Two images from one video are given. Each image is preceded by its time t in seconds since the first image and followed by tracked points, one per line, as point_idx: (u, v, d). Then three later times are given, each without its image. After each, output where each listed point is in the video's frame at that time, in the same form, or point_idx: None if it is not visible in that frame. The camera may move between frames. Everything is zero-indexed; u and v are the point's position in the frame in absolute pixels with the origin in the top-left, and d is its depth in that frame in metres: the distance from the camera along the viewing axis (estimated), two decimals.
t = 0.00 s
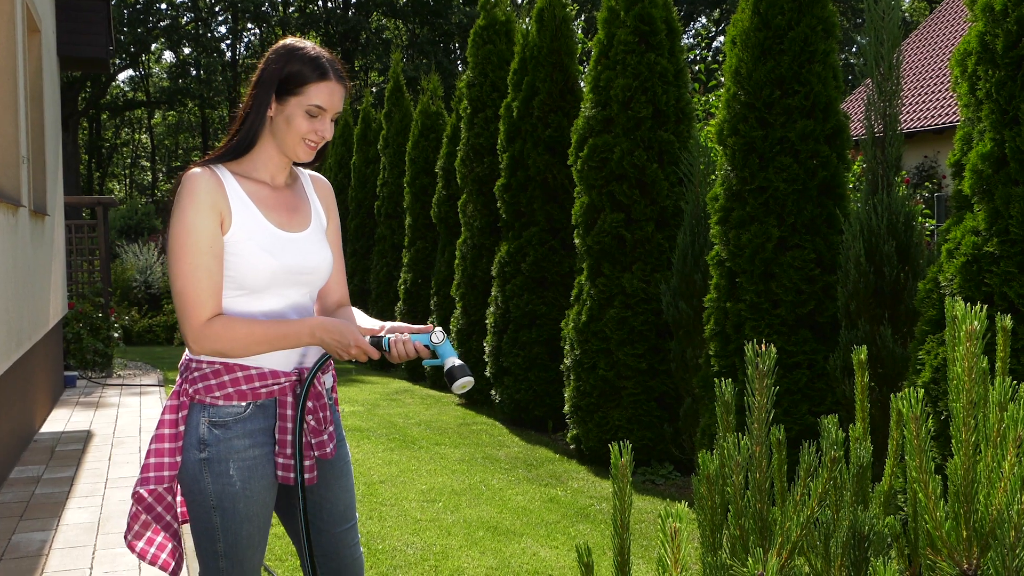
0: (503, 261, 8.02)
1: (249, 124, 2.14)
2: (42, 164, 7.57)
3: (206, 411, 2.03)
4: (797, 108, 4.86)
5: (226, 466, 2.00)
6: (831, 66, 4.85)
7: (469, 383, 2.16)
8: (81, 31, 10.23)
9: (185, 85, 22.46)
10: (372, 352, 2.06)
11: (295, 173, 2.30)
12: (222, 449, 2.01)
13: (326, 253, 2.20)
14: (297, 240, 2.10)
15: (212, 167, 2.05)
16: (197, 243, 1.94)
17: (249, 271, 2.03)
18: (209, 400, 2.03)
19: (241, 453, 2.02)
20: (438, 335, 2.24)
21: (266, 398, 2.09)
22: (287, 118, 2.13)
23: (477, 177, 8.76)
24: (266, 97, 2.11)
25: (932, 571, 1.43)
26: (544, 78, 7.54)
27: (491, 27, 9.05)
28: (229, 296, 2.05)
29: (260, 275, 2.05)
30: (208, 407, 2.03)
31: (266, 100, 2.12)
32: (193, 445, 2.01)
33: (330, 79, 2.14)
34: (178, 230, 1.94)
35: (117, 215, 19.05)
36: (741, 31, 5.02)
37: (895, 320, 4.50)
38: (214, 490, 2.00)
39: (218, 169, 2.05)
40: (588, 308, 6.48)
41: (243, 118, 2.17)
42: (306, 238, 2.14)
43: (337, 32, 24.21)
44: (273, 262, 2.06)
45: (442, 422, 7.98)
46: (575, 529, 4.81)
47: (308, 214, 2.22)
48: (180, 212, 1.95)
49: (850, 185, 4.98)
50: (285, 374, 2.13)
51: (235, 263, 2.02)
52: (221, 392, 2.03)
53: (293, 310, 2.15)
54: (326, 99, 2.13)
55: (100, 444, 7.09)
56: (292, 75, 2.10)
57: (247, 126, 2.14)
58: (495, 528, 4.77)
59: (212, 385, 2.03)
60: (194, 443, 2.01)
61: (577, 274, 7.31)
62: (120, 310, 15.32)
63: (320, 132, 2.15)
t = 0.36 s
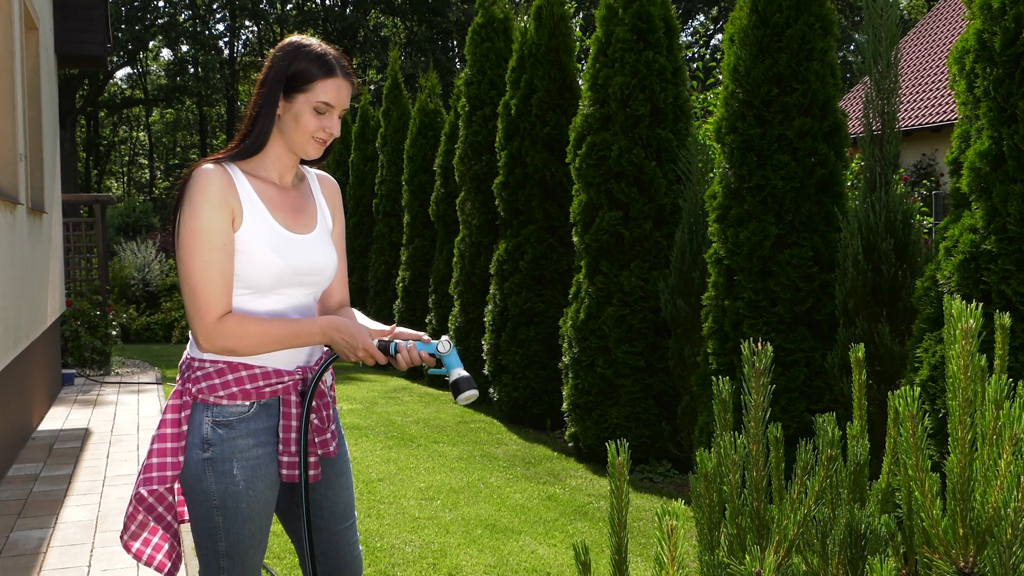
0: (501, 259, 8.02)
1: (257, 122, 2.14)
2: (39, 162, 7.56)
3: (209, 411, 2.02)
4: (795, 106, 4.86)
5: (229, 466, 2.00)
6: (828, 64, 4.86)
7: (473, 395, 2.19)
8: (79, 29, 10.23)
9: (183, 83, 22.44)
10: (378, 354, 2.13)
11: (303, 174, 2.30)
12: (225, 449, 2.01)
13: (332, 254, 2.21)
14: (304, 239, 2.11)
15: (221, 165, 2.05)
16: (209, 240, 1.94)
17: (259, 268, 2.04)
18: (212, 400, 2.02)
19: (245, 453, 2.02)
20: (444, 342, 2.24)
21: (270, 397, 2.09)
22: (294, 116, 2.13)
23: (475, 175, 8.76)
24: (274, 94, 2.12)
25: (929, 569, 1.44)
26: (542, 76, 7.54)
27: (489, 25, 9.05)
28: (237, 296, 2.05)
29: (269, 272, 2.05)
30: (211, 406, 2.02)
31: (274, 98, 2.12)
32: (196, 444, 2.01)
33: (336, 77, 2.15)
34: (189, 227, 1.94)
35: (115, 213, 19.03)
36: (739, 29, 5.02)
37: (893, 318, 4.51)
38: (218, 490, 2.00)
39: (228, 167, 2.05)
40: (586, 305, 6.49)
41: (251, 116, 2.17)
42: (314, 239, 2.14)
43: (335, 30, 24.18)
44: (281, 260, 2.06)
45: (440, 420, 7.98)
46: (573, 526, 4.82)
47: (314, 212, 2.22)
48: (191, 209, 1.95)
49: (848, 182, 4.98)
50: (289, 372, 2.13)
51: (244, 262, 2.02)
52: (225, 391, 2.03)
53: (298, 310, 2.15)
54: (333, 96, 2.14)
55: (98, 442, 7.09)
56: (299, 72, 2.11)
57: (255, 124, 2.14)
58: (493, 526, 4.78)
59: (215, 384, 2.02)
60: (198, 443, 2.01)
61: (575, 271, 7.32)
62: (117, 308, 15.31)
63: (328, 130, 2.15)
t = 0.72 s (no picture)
0: (500, 259, 8.03)
1: (268, 122, 2.14)
2: (38, 162, 7.55)
3: (208, 411, 2.02)
4: (794, 106, 4.86)
5: (228, 466, 2.00)
6: (827, 63, 4.86)
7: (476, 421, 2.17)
8: (79, 28, 10.23)
9: (182, 82, 22.43)
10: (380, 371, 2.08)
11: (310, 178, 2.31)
12: (225, 449, 2.01)
13: (336, 258, 2.21)
14: (311, 242, 2.11)
15: (231, 164, 2.05)
16: (219, 239, 1.94)
17: (266, 268, 2.04)
18: (211, 400, 2.03)
19: (244, 453, 2.02)
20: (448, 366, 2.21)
21: (269, 398, 2.09)
22: (306, 116, 2.13)
23: (474, 174, 8.76)
24: (285, 94, 2.12)
25: (926, 569, 1.43)
26: (541, 76, 7.54)
27: (489, 24, 9.05)
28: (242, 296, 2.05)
29: (277, 273, 2.05)
30: (210, 406, 2.03)
31: (286, 98, 2.13)
32: (195, 445, 2.01)
33: (346, 77, 2.15)
34: (200, 225, 1.94)
35: (113, 213, 19.01)
36: (738, 29, 5.02)
37: (892, 317, 4.51)
38: (217, 490, 2.00)
39: (238, 166, 2.06)
40: (585, 305, 6.49)
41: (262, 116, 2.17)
42: (320, 242, 2.15)
43: (334, 29, 24.17)
44: (289, 262, 2.06)
45: (439, 419, 7.98)
46: (572, 526, 4.82)
47: (321, 214, 2.23)
48: (200, 207, 1.94)
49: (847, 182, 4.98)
50: (289, 373, 2.13)
51: (252, 263, 2.02)
52: (225, 391, 2.03)
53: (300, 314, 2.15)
54: (344, 96, 2.14)
55: (97, 442, 7.08)
56: (311, 71, 2.11)
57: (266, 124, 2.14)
58: (492, 526, 4.78)
59: (215, 385, 2.03)
60: (197, 443, 2.01)
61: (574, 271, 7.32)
62: (116, 308, 15.30)
63: (339, 130, 2.16)
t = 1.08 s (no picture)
0: (500, 259, 8.03)
1: (254, 119, 2.14)
2: (38, 162, 7.55)
3: (214, 412, 2.03)
4: (794, 106, 4.86)
5: (234, 467, 2.00)
6: (827, 63, 4.86)
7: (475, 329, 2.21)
8: (79, 28, 10.22)
9: (181, 82, 22.41)
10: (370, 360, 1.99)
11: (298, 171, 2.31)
12: (231, 450, 2.01)
13: (331, 250, 2.21)
14: (304, 237, 2.11)
15: (217, 164, 2.05)
16: (203, 238, 1.93)
17: (253, 266, 2.03)
18: (217, 401, 2.03)
19: (250, 454, 2.03)
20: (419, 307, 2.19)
21: (274, 398, 2.09)
22: (292, 110, 2.12)
23: (474, 174, 8.76)
24: (271, 89, 2.12)
25: (926, 569, 1.43)
26: (540, 76, 7.54)
27: (488, 24, 9.05)
28: (235, 297, 2.05)
29: (264, 270, 2.05)
30: (216, 407, 2.03)
31: (271, 93, 2.12)
32: (201, 446, 2.01)
33: (331, 68, 2.15)
34: (183, 231, 1.93)
35: (113, 213, 19.00)
36: (738, 29, 5.02)
37: (892, 317, 4.51)
38: (222, 491, 2.00)
39: (224, 165, 2.06)
40: (585, 305, 6.49)
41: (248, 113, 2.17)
42: (313, 235, 2.15)
43: (333, 29, 24.14)
44: (284, 257, 2.06)
45: (439, 419, 7.98)
46: (572, 526, 4.82)
47: (313, 210, 2.22)
48: (185, 211, 1.94)
49: (846, 182, 4.98)
50: (294, 373, 2.13)
51: (244, 261, 2.02)
52: (230, 392, 2.03)
53: (297, 308, 2.15)
54: (331, 88, 2.13)
55: (97, 442, 7.08)
56: (297, 65, 2.11)
57: (252, 120, 2.14)
58: (492, 526, 4.78)
59: (220, 385, 2.03)
60: (202, 444, 2.01)
61: (574, 271, 7.32)
62: (116, 308, 15.31)
63: (328, 120, 2.15)
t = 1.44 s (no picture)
0: (499, 259, 8.03)
1: (238, 118, 2.14)
2: (38, 162, 7.55)
3: (209, 413, 2.02)
4: (793, 106, 4.87)
5: (230, 469, 2.00)
6: (826, 64, 4.86)
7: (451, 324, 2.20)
8: (78, 29, 10.22)
9: (180, 83, 22.40)
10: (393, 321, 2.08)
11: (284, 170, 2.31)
12: (226, 452, 2.01)
13: (322, 247, 2.22)
14: (295, 234, 2.12)
15: (204, 165, 2.05)
16: (197, 235, 1.93)
17: (246, 262, 2.03)
18: (212, 403, 2.02)
19: (246, 455, 2.02)
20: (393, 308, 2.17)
21: (270, 399, 2.08)
22: (274, 106, 2.13)
23: (473, 175, 8.77)
24: (251, 88, 2.12)
25: (925, 569, 1.43)
26: (540, 76, 7.54)
27: (488, 25, 9.05)
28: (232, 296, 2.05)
29: (258, 267, 2.05)
30: (211, 409, 2.02)
31: (252, 90, 2.12)
32: (197, 448, 2.01)
33: (310, 61, 2.15)
34: (178, 231, 1.94)
35: (113, 213, 19.01)
36: (737, 29, 5.03)
37: (891, 318, 4.51)
38: (217, 492, 2.00)
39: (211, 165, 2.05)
40: (584, 305, 6.50)
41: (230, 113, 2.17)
42: (303, 232, 2.15)
43: (332, 29, 24.11)
44: (277, 255, 2.07)
45: (438, 420, 7.98)
46: (571, 526, 4.82)
47: (300, 206, 2.23)
48: (178, 212, 1.94)
49: (846, 182, 4.98)
50: (289, 373, 2.12)
51: (239, 260, 2.02)
52: (225, 394, 2.02)
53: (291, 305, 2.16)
54: (310, 81, 2.14)
55: (96, 442, 7.08)
56: (274, 62, 2.11)
57: (237, 118, 2.14)
58: (491, 526, 4.78)
59: (215, 387, 2.02)
60: (198, 446, 2.01)
61: (573, 271, 7.32)
62: (116, 308, 15.31)
63: (311, 114, 2.15)
